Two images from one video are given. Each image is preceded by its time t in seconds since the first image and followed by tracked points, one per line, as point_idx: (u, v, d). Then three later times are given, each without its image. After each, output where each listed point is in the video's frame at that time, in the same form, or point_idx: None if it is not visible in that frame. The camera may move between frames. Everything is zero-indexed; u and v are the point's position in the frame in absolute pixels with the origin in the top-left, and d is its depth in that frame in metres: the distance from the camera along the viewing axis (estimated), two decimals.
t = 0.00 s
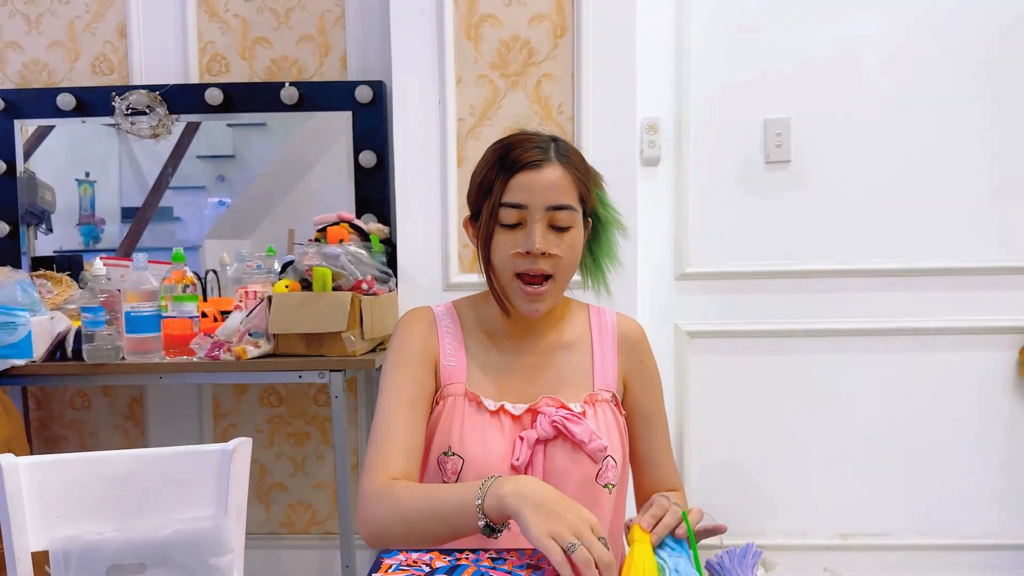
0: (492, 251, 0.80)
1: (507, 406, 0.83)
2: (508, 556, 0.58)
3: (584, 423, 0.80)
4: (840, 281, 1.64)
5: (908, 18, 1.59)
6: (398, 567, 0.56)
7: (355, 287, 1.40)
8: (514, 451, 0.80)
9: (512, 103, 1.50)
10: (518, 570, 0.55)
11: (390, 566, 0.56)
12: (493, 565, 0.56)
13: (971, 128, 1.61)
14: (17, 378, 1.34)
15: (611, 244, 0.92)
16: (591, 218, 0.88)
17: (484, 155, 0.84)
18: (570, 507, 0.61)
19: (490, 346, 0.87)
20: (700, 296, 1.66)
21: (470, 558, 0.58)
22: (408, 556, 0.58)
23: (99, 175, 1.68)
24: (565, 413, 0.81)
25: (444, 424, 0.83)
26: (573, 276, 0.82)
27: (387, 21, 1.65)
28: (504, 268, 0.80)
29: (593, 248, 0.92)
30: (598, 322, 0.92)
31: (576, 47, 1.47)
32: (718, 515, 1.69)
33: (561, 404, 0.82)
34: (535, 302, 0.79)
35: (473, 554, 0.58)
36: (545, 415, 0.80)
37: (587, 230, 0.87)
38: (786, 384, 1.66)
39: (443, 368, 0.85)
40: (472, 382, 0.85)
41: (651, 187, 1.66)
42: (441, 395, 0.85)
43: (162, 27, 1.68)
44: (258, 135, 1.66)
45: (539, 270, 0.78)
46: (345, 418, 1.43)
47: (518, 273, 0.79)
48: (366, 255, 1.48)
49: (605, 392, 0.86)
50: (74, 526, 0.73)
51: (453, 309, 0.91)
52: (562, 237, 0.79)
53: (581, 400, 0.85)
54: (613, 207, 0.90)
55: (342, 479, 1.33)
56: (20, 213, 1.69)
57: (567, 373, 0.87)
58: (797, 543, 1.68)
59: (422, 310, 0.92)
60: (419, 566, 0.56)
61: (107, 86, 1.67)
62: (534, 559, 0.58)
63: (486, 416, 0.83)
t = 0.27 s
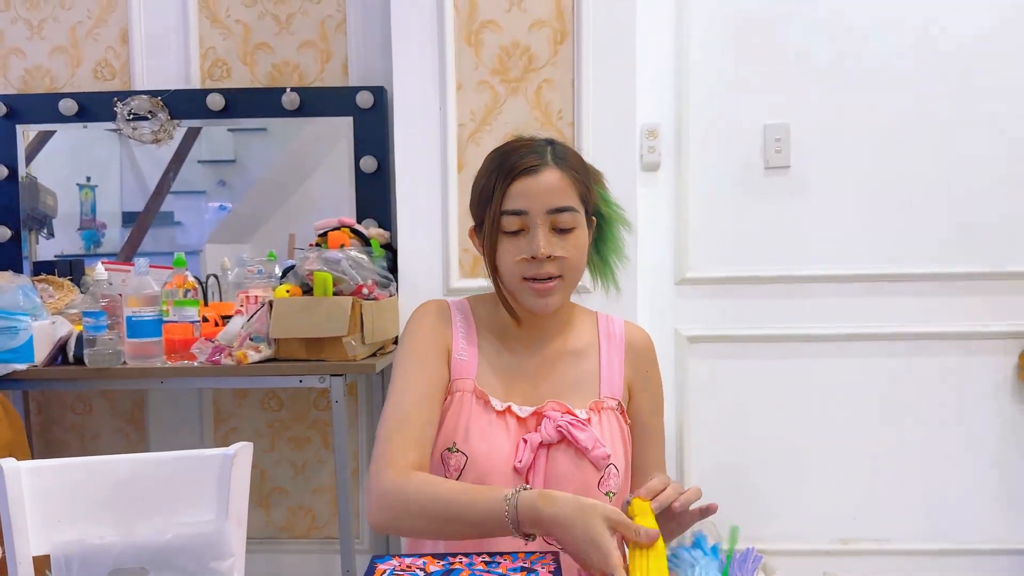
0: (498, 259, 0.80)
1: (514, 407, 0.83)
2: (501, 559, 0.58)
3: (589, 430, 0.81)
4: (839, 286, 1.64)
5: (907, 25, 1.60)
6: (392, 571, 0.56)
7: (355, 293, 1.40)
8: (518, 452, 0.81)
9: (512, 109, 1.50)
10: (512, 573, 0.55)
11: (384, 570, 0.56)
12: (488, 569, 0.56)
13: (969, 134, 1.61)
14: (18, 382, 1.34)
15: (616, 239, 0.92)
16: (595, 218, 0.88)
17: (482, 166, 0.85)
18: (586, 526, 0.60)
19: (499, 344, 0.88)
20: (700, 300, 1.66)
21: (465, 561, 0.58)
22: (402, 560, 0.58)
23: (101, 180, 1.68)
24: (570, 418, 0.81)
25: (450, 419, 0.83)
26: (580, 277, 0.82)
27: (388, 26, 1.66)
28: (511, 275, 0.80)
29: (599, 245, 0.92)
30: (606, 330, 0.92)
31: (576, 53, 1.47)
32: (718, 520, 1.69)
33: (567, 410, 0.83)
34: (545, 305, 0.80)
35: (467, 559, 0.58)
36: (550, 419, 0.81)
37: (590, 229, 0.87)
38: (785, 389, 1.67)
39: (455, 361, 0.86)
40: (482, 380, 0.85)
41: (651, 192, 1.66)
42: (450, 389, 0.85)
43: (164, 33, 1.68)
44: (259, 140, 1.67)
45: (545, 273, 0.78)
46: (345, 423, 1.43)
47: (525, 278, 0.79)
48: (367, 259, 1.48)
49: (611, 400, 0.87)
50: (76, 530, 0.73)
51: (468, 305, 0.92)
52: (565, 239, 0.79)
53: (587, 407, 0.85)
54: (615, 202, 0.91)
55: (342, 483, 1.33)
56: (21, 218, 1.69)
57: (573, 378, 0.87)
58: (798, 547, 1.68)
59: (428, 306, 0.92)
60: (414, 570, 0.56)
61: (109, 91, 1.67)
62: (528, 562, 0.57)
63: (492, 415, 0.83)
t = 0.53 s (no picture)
0: (508, 264, 0.80)
1: (526, 410, 0.83)
2: (503, 563, 0.58)
3: (603, 436, 0.79)
4: (841, 289, 1.64)
5: (908, 28, 1.60)
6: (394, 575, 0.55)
7: (357, 296, 1.40)
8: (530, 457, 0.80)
9: (514, 113, 1.50)
10: None
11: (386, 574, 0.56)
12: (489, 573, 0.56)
13: (971, 138, 1.61)
14: (20, 386, 1.34)
15: (633, 244, 0.92)
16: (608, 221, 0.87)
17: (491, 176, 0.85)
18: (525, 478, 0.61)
19: (512, 345, 0.88)
20: (702, 304, 1.66)
21: (466, 565, 0.58)
22: (404, 564, 0.58)
23: (103, 184, 1.68)
24: (583, 425, 0.81)
25: (460, 421, 0.84)
26: (592, 279, 0.81)
27: (389, 31, 1.66)
28: (521, 279, 0.79)
29: (616, 251, 0.92)
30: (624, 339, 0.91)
31: (577, 58, 1.48)
32: (720, 524, 1.69)
33: (580, 415, 0.82)
34: (557, 307, 0.79)
35: (469, 562, 0.58)
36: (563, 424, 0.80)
37: (604, 231, 0.87)
38: (787, 393, 1.67)
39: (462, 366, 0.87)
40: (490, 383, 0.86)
41: (652, 196, 1.66)
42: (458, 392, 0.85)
43: (166, 38, 1.69)
44: (261, 144, 1.67)
45: (555, 275, 0.78)
46: (347, 427, 1.43)
47: (535, 281, 0.78)
48: (368, 263, 1.49)
49: (626, 407, 0.86)
50: (78, 533, 0.73)
51: (481, 309, 0.93)
52: (573, 240, 0.79)
53: (601, 413, 0.85)
54: (629, 206, 0.91)
55: (344, 487, 1.33)
56: (24, 222, 1.69)
57: (587, 383, 0.87)
58: (800, 551, 1.68)
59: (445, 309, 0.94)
60: (415, 574, 0.56)
61: (111, 95, 1.68)
62: (530, 565, 0.57)
63: (503, 417, 0.83)
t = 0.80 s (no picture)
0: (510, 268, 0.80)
1: (527, 431, 0.82)
2: (505, 565, 0.58)
3: (605, 460, 0.79)
4: (843, 291, 1.64)
5: (910, 30, 1.60)
6: None
7: (358, 298, 1.41)
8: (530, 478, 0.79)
9: (515, 115, 1.50)
10: None
11: None
12: None
13: (973, 139, 1.61)
14: (23, 388, 1.35)
15: (664, 263, 0.93)
16: (630, 234, 0.86)
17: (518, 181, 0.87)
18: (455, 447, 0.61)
19: (517, 362, 0.87)
20: (704, 305, 1.66)
21: (468, 567, 0.58)
22: (405, 566, 0.58)
23: (105, 186, 1.68)
24: (585, 446, 0.80)
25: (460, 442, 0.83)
26: (593, 291, 0.79)
27: (391, 33, 1.66)
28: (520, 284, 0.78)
29: (646, 269, 0.94)
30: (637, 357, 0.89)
31: (579, 58, 1.48)
32: (722, 526, 1.69)
33: (583, 436, 0.81)
34: (550, 316, 0.77)
35: (471, 564, 0.58)
36: (565, 446, 0.79)
37: (623, 245, 0.85)
38: (790, 395, 1.66)
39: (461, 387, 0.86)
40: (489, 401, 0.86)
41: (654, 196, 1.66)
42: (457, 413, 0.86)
43: (168, 40, 1.69)
44: (263, 146, 1.67)
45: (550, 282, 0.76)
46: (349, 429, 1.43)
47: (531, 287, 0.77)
48: (370, 266, 1.48)
49: (633, 428, 0.85)
50: (81, 535, 0.73)
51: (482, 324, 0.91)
52: (574, 248, 0.77)
53: (605, 435, 0.83)
54: (664, 225, 0.92)
55: (346, 490, 1.33)
56: (26, 224, 1.70)
57: (593, 403, 0.85)
58: (802, 553, 1.68)
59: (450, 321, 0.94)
60: None
61: (114, 98, 1.68)
62: (532, 568, 0.57)
63: (503, 438, 0.82)
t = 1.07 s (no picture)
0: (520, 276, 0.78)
1: (532, 445, 0.80)
2: (508, 565, 0.58)
3: (612, 476, 0.77)
4: (846, 291, 1.63)
5: (912, 30, 1.60)
6: None
7: (361, 299, 1.40)
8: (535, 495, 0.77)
9: (517, 115, 1.50)
10: None
11: None
12: None
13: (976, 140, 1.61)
14: (26, 389, 1.35)
15: (678, 272, 0.90)
16: (645, 243, 0.84)
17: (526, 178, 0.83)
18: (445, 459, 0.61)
19: (523, 372, 0.85)
20: (706, 306, 1.66)
21: (471, 568, 0.57)
22: (408, 566, 0.58)
23: (107, 187, 1.69)
24: (593, 462, 0.78)
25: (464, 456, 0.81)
26: (605, 302, 0.77)
27: (394, 34, 1.66)
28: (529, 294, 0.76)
29: (659, 276, 0.90)
30: (646, 368, 0.87)
31: (581, 59, 1.48)
32: (725, 527, 1.68)
33: (590, 450, 0.79)
34: (560, 329, 0.76)
35: (474, 565, 0.58)
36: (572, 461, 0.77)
37: (638, 254, 0.83)
38: (792, 395, 1.66)
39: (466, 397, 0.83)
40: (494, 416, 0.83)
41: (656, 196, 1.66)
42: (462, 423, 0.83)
43: (171, 41, 1.69)
44: (265, 147, 1.68)
45: (561, 295, 0.74)
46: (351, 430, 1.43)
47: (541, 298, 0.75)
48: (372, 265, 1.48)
49: (640, 441, 0.82)
50: (83, 536, 0.74)
51: (487, 332, 0.88)
52: (588, 261, 0.75)
53: (613, 449, 0.81)
54: (680, 233, 0.90)
55: (348, 490, 1.33)
56: (29, 225, 1.70)
57: (602, 416, 0.83)
58: (805, 554, 1.68)
59: (453, 325, 0.91)
60: None
61: (116, 99, 1.68)
62: (535, 568, 0.57)
63: (508, 453, 0.80)
